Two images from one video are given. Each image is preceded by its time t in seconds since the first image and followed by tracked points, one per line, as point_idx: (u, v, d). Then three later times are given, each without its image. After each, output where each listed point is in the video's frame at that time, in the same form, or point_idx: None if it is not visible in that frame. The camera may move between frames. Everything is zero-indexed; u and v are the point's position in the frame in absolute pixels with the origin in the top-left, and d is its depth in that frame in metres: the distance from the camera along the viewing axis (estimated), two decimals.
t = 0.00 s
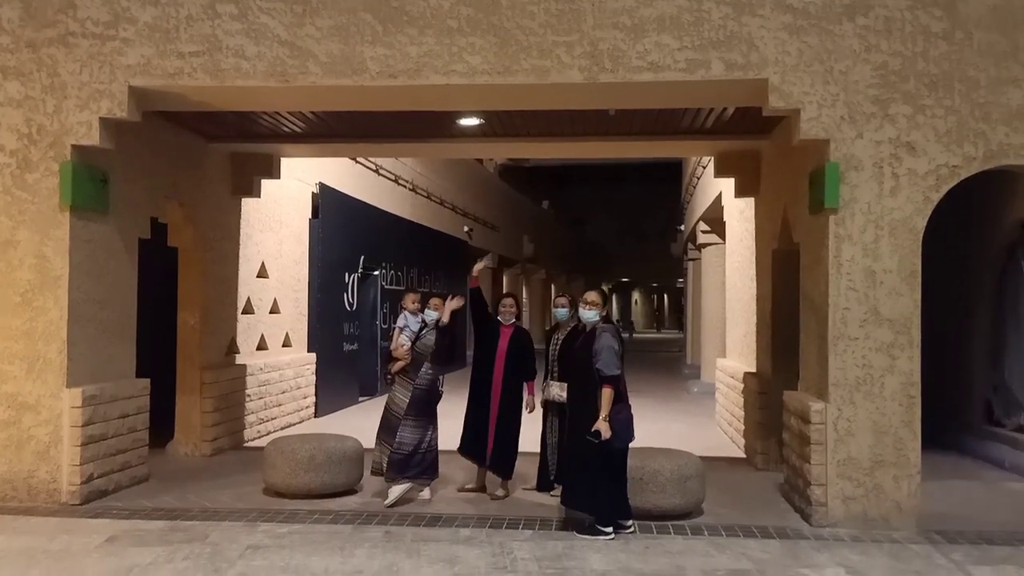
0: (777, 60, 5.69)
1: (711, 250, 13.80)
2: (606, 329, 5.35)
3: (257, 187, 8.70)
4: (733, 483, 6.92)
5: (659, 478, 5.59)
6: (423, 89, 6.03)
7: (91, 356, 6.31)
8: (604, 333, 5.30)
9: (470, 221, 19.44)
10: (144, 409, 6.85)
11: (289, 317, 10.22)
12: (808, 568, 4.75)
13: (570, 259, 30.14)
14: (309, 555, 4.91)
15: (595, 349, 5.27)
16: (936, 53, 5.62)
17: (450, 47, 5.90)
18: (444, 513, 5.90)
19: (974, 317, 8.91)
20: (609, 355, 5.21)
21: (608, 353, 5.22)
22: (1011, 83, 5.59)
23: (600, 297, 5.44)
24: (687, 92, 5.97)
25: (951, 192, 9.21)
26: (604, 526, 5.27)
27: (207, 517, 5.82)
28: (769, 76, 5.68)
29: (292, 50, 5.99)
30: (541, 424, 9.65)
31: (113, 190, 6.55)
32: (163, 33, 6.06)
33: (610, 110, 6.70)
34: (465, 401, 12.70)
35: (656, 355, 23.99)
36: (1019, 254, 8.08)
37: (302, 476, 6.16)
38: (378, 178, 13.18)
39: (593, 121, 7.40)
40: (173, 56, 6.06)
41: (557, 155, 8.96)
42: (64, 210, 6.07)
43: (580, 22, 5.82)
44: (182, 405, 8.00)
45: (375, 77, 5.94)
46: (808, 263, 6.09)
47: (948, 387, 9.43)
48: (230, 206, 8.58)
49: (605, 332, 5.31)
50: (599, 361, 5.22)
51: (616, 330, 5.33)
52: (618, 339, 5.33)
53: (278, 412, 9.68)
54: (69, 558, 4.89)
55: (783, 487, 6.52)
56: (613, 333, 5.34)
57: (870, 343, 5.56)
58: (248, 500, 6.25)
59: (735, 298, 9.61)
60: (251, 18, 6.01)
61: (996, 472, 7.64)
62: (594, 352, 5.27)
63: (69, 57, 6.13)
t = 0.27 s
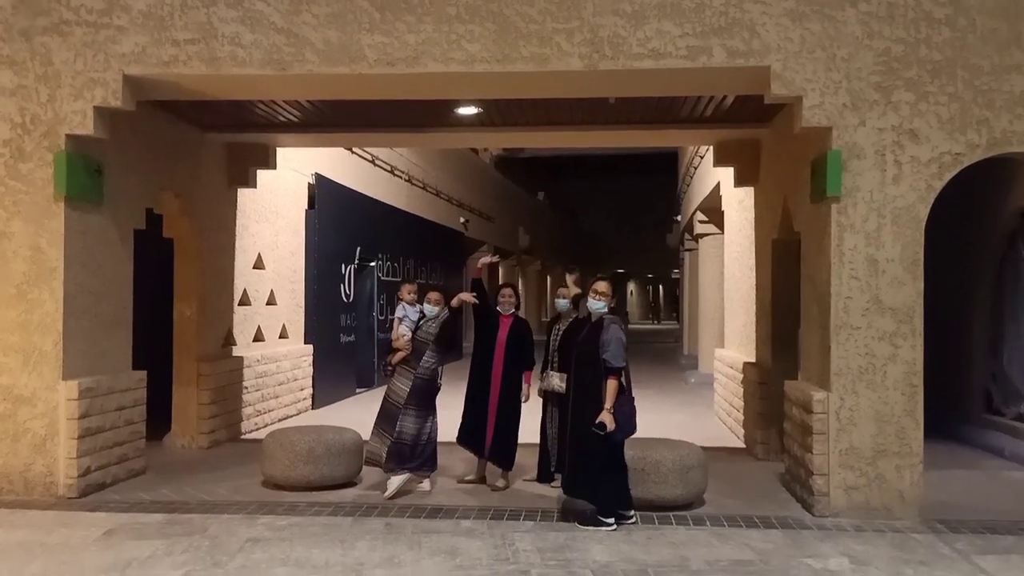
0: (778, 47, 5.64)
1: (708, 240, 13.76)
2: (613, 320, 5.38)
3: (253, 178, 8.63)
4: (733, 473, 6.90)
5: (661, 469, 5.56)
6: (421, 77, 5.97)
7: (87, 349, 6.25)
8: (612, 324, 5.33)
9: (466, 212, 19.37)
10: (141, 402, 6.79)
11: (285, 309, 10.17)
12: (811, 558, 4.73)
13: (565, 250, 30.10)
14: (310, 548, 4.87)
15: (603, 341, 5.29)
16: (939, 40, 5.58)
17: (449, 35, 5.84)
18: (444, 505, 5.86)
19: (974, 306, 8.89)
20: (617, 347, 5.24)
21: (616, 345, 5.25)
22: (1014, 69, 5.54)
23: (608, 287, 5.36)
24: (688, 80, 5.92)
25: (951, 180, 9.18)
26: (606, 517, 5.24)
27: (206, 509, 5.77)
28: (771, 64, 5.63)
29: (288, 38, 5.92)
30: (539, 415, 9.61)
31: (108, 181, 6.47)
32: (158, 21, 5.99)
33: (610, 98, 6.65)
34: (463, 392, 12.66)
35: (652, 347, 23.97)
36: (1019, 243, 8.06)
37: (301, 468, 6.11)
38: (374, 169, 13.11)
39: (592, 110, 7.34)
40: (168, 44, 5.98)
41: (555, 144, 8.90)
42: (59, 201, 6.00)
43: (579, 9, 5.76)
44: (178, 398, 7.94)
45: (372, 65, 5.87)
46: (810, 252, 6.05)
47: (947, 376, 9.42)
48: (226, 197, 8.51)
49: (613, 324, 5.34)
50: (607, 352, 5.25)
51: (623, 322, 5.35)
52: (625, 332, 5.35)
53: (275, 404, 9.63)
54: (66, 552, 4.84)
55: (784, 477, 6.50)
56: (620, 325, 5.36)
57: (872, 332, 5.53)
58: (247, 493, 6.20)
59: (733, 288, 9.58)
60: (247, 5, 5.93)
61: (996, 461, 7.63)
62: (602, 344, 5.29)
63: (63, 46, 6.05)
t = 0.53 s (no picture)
0: (783, 36, 5.53)
1: (707, 235, 13.67)
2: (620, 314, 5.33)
3: (248, 172, 8.51)
4: (736, 470, 6.80)
5: (664, 467, 5.47)
6: (418, 68, 5.85)
7: (78, 346, 6.13)
8: (620, 318, 5.27)
9: (462, 208, 19.25)
10: (134, 400, 6.68)
11: (281, 305, 10.05)
12: (819, 558, 4.63)
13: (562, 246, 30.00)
14: (306, 549, 4.76)
15: (610, 335, 5.22)
16: (946, 29, 5.48)
17: (446, 25, 5.72)
18: (443, 504, 5.75)
19: (976, 300, 8.80)
20: (625, 341, 5.18)
21: (624, 338, 5.19)
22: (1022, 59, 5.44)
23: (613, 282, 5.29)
24: (690, 71, 5.81)
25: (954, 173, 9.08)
26: (609, 517, 5.13)
27: (200, 510, 5.66)
28: (775, 53, 5.53)
29: (282, 28, 5.80)
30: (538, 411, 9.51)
31: (99, 174, 6.35)
32: (149, 11, 5.86)
33: (610, 90, 6.54)
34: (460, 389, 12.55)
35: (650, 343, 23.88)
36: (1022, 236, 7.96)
37: (297, 468, 6.00)
38: (370, 163, 12.99)
39: (592, 102, 7.23)
40: (159, 34, 5.85)
41: (553, 138, 8.78)
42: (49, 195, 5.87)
43: None
44: (172, 395, 7.82)
45: (368, 56, 5.75)
46: (814, 246, 5.95)
47: (949, 371, 9.33)
48: (220, 192, 8.38)
49: (621, 317, 5.28)
50: (614, 346, 5.17)
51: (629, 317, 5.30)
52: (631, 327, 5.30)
53: (271, 401, 9.51)
54: (56, 554, 4.72)
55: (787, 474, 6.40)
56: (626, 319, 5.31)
57: (878, 327, 5.42)
58: (243, 492, 6.09)
59: (733, 283, 9.48)
60: None
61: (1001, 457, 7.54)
62: (609, 337, 5.22)
63: (52, 36, 5.92)
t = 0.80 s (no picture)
0: (791, 30, 5.35)
1: (709, 236, 13.49)
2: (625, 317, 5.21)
3: (242, 171, 8.33)
4: (742, 477, 6.62)
5: (669, 476, 5.28)
6: (414, 64, 5.67)
7: (65, 350, 5.95)
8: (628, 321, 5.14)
9: (461, 209, 19.07)
10: (123, 406, 6.50)
11: (276, 307, 9.86)
12: (832, 572, 4.45)
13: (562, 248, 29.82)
14: (299, 562, 4.57)
15: (619, 339, 5.08)
16: (960, 23, 5.30)
17: (444, 19, 5.54)
18: (441, 514, 5.57)
19: (984, 302, 8.62)
20: (634, 345, 5.06)
21: (633, 343, 5.07)
22: None
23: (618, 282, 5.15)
24: (696, 66, 5.63)
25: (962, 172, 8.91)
26: (614, 528, 4.97)
27: (190, 520, 5.47)
28: (783, 48, 5.35)
29: (275, 22, 5.62)
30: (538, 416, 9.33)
31: (86, 174, 6.16)
32: (137, 4, 5.68)
33: (613, 86, 6.36)
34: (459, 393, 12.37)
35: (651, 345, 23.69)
36: None
37: (290, 476, 5.82)
38: (368, 164, 12.81)
39: (593, 100, 7.06)
40: (148, 28, 5.68)
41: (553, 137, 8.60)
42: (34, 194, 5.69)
43: None
44: (164, 400, 7.64)
45: (364, 51, 5.57)
46: (823, 247, 5.77)
47: (957, 374, 9.16)
48: (214, 192, 8.21)
49: (629, 321, 5.14)
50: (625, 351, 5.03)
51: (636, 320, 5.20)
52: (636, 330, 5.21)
53: (266, 406, 9.33)
54: (38, 567, 4.54)
55: (795, 482, 6.22)
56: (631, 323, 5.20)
57: (891, 331, 5.24)
58: (234, 501, 5.91)
59: (737, 285, 9.30)
60: None
61: (1012, 463, 7.37)
62: (619, 341, 5.08)
63: (38, 31, 5.74)
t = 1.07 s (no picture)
0: (806, 26, 5.16)
1: (715, 239, 13.31)
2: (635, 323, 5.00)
3: (240, 172, 8.16)
4: (752, 488, 6.43)
5: (680, 487, 5.09)
6: (416, 60, 5.50)
7: (55, 356, 5.77)
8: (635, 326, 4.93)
9: (463, 211, 18.90)
10: (116, 412, 6.31)
11: (276, 311, 9.68)
12: None
13: (565, 251, 29.64)
14: None
15: (628, 345, 4.86)
16: (981, 18, 5.11)
17: (446, 14, 5.36)
18: (443, 526, 5.38)
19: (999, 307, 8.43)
20: (644, 351, 4.84)
21: (643, 349, 4.85)
22: None
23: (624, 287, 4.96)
24: (706, 63, 5.45)
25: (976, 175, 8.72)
26: (623, 543, 4.79)
27: (182, 532, 5.29)
28: (798, 44, 5.16)
29: (272, 17, 5.45)
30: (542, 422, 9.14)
31: (78, 173, 5.99)
32: None
33: (620, 84, 6.17)
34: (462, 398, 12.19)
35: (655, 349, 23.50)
36: None
37: (287, 486, 5.64)
38: (369, 165, 12.64)
39: (600, 98, 6.87)
40: (142, 24, 5.50)
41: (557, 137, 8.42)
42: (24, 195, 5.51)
43: None
44: (159, 407, 7.45)
45: (363, 47, 5.40)
46: (838, 250, 5.58)
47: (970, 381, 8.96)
48: (211, 193, 8.03)
49: (637, 326, 4.94)
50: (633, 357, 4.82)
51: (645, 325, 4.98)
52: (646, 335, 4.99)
53: (265, 411, 9.16)
54: None
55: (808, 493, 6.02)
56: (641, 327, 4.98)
57: (910, 337, 5.06)
58: (229, 511, 5.73)
59: (745, 289, 9.11)
60: None
61: None
62: (627, 347, 4.87)
63: (28, 26, 5.57)
